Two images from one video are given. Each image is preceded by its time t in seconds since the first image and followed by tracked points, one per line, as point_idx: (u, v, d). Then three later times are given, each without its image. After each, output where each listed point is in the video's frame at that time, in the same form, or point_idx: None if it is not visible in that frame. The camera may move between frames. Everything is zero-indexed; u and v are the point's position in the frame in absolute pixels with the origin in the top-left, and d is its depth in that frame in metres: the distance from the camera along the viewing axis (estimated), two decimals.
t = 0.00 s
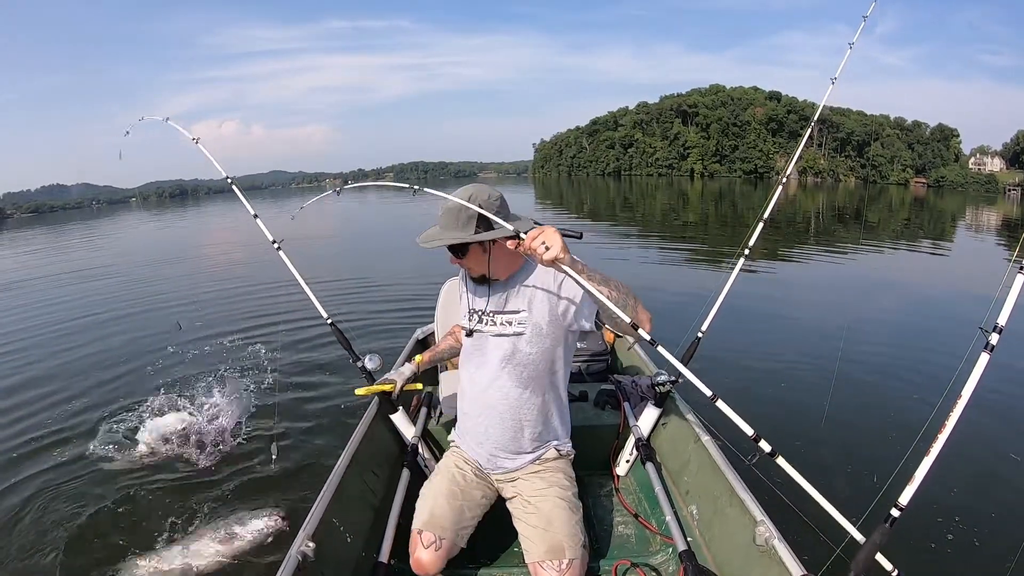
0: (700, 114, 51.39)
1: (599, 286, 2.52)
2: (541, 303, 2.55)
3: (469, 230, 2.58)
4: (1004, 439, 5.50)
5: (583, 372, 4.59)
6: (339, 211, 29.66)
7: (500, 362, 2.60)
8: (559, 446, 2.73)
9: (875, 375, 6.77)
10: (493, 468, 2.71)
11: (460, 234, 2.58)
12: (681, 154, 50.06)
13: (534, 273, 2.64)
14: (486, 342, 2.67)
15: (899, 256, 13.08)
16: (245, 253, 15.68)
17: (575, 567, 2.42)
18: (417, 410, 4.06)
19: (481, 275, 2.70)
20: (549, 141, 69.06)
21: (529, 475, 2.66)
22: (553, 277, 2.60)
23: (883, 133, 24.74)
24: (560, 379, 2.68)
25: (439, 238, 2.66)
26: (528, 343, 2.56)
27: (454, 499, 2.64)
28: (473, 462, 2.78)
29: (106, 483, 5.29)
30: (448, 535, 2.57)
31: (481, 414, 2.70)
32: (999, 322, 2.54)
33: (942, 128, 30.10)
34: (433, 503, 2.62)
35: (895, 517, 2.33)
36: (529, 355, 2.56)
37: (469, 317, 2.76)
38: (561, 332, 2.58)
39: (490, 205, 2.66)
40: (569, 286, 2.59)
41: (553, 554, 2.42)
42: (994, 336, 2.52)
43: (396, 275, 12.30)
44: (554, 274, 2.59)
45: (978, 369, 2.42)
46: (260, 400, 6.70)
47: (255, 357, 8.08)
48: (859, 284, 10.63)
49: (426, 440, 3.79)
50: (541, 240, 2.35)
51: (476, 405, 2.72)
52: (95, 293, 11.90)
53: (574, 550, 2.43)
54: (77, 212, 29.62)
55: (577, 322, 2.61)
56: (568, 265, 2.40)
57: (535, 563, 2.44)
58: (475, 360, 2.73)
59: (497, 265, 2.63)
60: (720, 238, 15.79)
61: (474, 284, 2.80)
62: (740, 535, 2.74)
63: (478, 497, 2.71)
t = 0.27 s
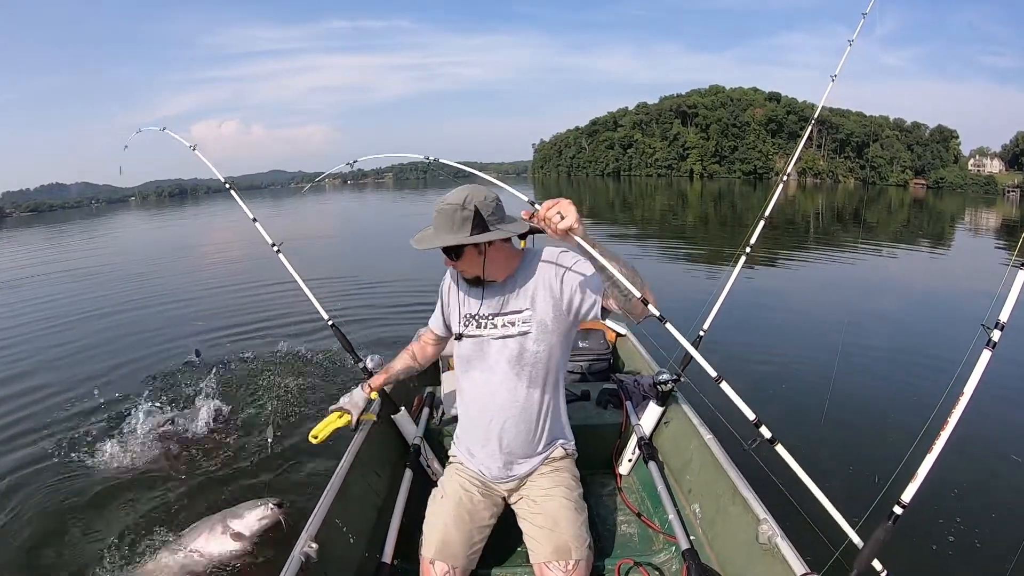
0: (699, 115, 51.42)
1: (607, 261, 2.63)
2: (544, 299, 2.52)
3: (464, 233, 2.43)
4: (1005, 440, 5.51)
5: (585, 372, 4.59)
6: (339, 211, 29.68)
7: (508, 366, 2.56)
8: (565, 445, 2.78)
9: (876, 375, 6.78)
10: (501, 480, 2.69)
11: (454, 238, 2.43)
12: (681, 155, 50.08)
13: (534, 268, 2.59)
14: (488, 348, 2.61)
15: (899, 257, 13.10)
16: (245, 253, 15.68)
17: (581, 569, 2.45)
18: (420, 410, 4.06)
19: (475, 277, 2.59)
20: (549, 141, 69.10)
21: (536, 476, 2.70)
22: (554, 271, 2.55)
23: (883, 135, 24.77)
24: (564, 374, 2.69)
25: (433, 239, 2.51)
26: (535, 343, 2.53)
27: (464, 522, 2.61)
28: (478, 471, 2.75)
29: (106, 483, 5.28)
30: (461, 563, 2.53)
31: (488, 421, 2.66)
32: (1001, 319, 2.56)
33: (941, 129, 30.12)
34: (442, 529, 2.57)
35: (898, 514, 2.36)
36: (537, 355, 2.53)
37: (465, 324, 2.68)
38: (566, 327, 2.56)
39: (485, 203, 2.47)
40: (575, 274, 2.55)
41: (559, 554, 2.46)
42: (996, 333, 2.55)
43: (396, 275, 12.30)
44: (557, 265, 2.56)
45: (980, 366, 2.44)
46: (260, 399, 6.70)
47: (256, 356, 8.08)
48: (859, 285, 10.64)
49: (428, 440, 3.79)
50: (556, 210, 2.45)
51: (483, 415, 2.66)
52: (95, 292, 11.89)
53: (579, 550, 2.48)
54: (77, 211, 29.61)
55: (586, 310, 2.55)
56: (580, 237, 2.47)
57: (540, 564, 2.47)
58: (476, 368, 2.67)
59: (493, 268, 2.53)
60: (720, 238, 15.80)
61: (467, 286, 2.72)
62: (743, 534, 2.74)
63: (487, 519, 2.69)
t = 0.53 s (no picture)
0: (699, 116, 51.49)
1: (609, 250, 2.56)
2: (539, 298, 2.53)
3: (449, 240, 2.43)
4: (1005, 441, 5.53)
5: (588, 372, 4.60)
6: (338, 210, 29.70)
7: (508, 368, 2.57)
8: (569, 443, 2.80)
9: (876, 376, 6.80)
10: (507, 482, 2.71)
11: (440, 244, 2.43)
12: (680, 157, 50.15)
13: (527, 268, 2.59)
14: (487, 352, 2.61)
15: (898, 259, 13.13)
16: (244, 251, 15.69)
17: (586, 567, 2.48)
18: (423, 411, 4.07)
19: (464, 283, 2.59)
20: (548, 142, 69.15)
21: (541, 475, 2.72)
22: (549, 270, 2.55)
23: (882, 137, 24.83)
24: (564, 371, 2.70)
25: (420, 246, 2.52)
26: (535, 342, 2.53)
27: (470, 525, 2.63)
28: (482, 473, 2.76)
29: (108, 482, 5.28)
30: (468, 566, 2.56)
31: (493, 425, 2.66)
32: (1003, 313, 2.56)
33: (940, 131, 30.18)
34: (449, 532, 2.59)
35: (903, 509, 2.35)
36: (538, 354, 2.55)
37: (461, 330, 2.67)
38: (564, 324, 2.57)
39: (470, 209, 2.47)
40: (570, 271, 2.56)
41: (564, 553, 2.49)
42: (999, 325, 2.54)
43: (396, 274, 12.30)
44: (551, 263, 2.55)
45: (984, 358, 2.42)
46: (262, 398, 6.70)
47: (257, 354, 8.07)
48: (858, 286, 10.67)
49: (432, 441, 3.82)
50: (557, 202, 2.43)
51: (487, 419, 2.67)
52: (95, 290, 11.87)
53: (584, 549, 2.51)
54: (76, 209, 29.60)
55: (584, 304, 2.57)
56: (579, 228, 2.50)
57: (546, 563, 2.50)
58: (476, 373, 2.67)
59: (481, 273, 2.53)
60: (719, 240, 15.85)
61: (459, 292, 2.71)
62: (748, 530, 2.75)
63: (493, 521, 2.71)
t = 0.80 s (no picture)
0: (697, 119, 51.57)
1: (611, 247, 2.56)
2: (536, 300, 2.53)
3: (442, 241, 2.43)
4: (1002, 444, 5.56)
5: (589, 370, 4.61)
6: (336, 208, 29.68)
7: (506, 370, 2.58)
8: (571, 443, 2.81)
9: (873, 379, 6.84)
10: (508, 482, 2.72)
11: (433, 246, 2.43)
12: (678, 159, 50.24)
13: (524, 271, 2.59)
14: (484, 354, 2.63)
15: (895, 263, 13.18)
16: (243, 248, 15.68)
17: (587, 567, 2.49)
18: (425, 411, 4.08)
19: (460, 284, 2.59)
20: (547, 143, 69.18)
21: (543, 475, 2.73)
22: (545, 270, 2.55)
23: (880, 141, 24.90)
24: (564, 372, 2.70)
25: (413, 248, 2.53)
26: (532, 343, 2.54)
27: (472, 526, 2.63)
28: (483, 473, 2.77)
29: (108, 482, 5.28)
30: (470, 565, 2.56)
31: (492, 426, 2.67)
32: (1003, 307, 2.59)
33: (937, 136, 30.28)
34: (451, 533, 2.60)
35: (905, 506, 2.39)
36: (535, 356, 2.55)
37: (459, 332, 2.68)
38: (562, 324, 2.57)
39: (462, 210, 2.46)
40: (567, 272, 2.54)
41: (565, 553, 2.50)
42: (999, 321, 2.58)
43: (394, 273, 12.31)
44: (548, 264, 2.56)
45: (984, 355, 2.47)
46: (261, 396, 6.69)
47: (256, 352, 8.06)
48: (856, 290, 10.72)
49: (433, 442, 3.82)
50: (561, 197, 2.41)
51: (486, 421, 2.68)
52: (93, 286, 11.84)
53: (586, 549, 2.52)
54: (73, 205, 29.54)
55: (581, 306, 2.55)
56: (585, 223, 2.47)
57: (548, 563, 2.51)
58: (474, 375, 2.68)
59: (475, 274, 2.53)
60: (718, 242, 15.88)
61: (456, 294, 2.71)
62: (750, 527, 2.76)
63: (495, 522, 2.72)
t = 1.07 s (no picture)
0: (696, 120, 51.69)
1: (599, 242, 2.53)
2: (526, 300, 2.52)
3: (433, 245, 2.42)
4: (998, 448, 5.56)
5: (585, 373, 4.57)
6: (335, 206, 29.72)
7: (499, 372, 2.56)
8: (567, 444, 2.79)
9: (871, 382, 6.85)
10: (503, 483, 2.71)
11: (423, 250, 2.42)
12: (676, 160, 50.36)
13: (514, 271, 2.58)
14: (477, 357, 2.61)
15: (893, 266, 13.21)
16: (240, 246, 15.68)
17: (581, 569, 2.48)
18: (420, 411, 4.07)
19: (449, 288, 2.58)
20: (545, 143, 69.31)
21: (538, 476, 2.72)
22: (535, 270, 2.55)
23: (878, 144, 24.95)
24: (557, 372, 2.69)
25: (402, 252, 2.50)
26: (524, 343, 2.53)
27: (466, 526, 2.62)
28: (478, 473, 2.76)
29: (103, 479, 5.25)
30: (463, 566, 2.55)
31: (487, 429, 2.66)
32: (1000, 317, 2.58)
33: (935, 139, 30.36)
34: (445, 534, 2.59)
35: (899, 513, 2.36)
36: (528, 356, 2.54)
37: (450, 336, 2.66)
38: (553, 324, 2.56)
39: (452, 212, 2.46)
40: (555, 270, 2.55)
41: (559, 554, 2.49)
42: (996, 331, 2.58)
43: (392, 271, 12.31)
44: (536, 263, 2.56)
45: (980, 363, 2.46)
46: (257, 395, 6.67)
47: (253, 350, 8.03)
48: (853, 292, 10.74)
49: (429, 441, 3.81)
50: (548, 190, 2.40)
51: (481, 423, 2.66)
52: (91, 283, 11.81)
53: (580, 551, 2.51)
54: (71, 201, 29.51)
55: (572, 303, 2.54)
56: (569, 217, 2.46)
57: (541, 564, 2.51)
58: (467, 378, 2.67)
59: (465, 277, 2.53)
60: (715, 243, 15.92)
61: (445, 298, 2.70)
62: (744, 532, 2.75)
63: (490, 523, 2.70)
